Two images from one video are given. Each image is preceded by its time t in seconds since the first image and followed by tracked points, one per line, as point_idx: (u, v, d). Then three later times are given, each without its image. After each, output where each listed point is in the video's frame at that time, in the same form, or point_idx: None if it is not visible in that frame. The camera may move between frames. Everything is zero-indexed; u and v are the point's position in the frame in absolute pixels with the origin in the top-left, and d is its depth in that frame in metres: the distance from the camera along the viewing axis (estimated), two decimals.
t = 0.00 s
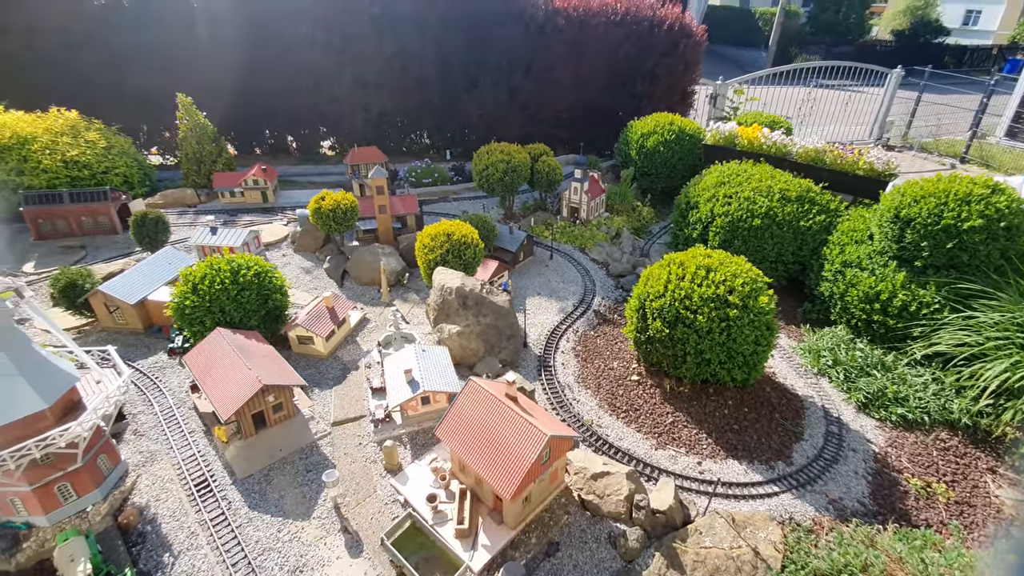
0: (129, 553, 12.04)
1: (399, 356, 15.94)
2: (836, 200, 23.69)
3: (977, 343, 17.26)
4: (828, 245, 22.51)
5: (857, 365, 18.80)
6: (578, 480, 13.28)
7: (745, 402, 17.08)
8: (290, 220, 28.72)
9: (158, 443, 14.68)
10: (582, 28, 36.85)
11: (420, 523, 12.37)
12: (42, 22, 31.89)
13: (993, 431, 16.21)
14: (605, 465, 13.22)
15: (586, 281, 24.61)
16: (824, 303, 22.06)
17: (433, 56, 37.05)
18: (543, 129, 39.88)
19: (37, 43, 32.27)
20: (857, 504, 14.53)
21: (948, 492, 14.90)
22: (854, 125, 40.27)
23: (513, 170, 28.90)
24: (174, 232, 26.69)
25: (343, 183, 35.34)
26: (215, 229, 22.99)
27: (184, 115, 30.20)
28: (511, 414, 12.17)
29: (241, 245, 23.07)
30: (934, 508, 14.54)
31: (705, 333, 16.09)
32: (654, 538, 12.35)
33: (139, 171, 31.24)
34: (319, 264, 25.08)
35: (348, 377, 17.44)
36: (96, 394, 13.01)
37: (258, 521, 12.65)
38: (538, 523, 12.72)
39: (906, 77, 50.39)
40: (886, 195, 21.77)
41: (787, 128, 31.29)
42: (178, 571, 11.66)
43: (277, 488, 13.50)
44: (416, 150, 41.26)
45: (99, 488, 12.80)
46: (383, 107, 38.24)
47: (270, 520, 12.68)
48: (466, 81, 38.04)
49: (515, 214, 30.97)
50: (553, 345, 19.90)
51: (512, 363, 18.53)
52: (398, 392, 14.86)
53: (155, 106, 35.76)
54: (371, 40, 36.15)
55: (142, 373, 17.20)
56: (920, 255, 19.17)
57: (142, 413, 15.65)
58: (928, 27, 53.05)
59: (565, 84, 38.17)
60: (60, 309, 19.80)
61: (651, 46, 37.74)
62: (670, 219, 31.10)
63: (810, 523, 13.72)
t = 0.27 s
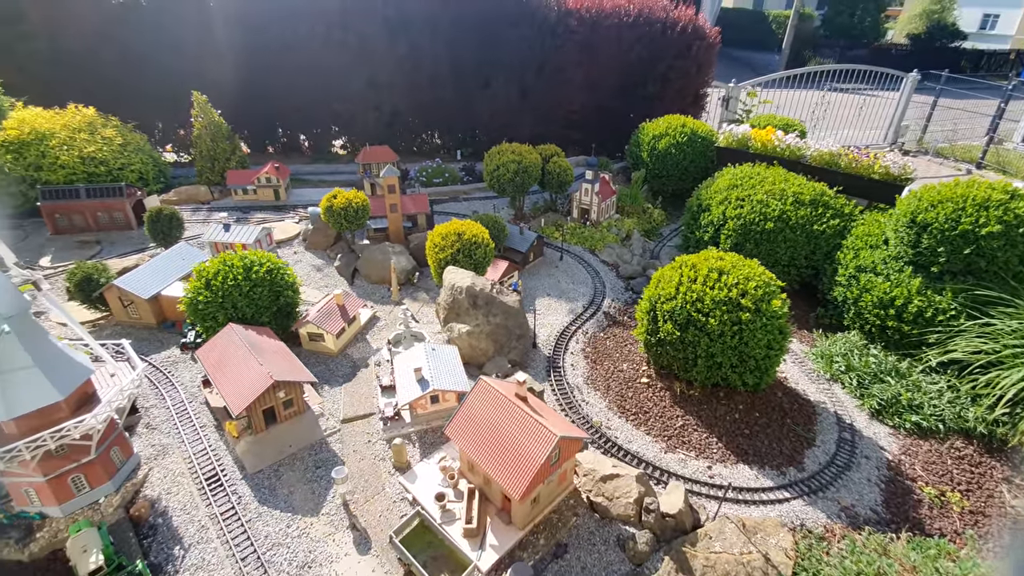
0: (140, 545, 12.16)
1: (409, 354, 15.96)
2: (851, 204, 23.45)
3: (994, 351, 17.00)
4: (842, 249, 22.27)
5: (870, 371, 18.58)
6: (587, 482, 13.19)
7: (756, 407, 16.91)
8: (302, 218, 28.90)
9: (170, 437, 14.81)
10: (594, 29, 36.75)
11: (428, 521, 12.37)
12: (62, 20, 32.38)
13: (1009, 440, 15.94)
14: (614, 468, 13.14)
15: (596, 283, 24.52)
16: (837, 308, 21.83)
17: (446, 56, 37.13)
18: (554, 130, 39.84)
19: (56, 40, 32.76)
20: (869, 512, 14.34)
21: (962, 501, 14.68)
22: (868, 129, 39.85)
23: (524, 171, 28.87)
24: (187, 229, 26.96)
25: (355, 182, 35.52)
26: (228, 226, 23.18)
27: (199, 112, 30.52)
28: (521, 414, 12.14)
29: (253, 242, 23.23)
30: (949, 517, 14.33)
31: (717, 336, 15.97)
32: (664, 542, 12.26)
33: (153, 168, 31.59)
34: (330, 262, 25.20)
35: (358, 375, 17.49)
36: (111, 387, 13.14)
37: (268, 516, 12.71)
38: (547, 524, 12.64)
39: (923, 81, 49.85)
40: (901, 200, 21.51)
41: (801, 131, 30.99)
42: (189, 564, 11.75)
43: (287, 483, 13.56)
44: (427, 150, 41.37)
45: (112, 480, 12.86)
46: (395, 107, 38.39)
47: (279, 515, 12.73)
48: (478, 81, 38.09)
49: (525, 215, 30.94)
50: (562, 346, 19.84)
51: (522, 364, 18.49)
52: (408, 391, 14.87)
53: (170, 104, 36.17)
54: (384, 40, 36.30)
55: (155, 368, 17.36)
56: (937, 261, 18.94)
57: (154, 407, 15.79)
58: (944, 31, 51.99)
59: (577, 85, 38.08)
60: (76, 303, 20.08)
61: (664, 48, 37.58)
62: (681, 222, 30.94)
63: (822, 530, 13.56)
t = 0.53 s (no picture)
0: (148, 538, 12.25)
1: (417, 353, 15.96)
2: (862, 209, 23.28)
3: (1007, 360, 16.80)
4: (853, 255, 22.12)
5: (881, 378, 18.43)
6: (594, 484, 13.14)
7: (764, 412, 16.78)
8: (310, 216, 29.02)
9: (178, 431, 14.90)
10: (605, 31, 36.67)
11: (435, 520, 12.35)
12: (77, 16, 32.70)
13: (1021, 450, 15.73)
14: (621, 470, 13.09)
15: (604, 285, 24.46)
16: (847, 314, 21.68)
17: (456, 57, 37.18)
18: (563, 131, 39.82)
19: (72, 37, 33.10)
20: (878, 520, 14.22)
21: (973, 510, 14.52)
22: (879, 134, 39.62)
23: (533, 171, 28.86)
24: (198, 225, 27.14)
25: (363, 181, 35.64)
26: (238, 223, 23.31)
27: (211, 110, 30.74)
28: (529, 414, 12.12)
29: (263, 239, 23.35)
30: (959, 527, 14.17)
31: (726, 340, 15.88)
32: (670, 546, 12.20)
33: (165, 164, 31.82)
34: (338, 259, 25.28)
35: (365, 373, 17.52)
36: (122, 380, 13.23)
37: (275, 512, 12.75)
38: (553, 525, 12.60)
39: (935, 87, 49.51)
40: (914, 206, 21.33)
41: (812, 135, 30.80)
42: (196, 558, 11.81)
43: (294, 480, 13.60)
44: (436, 150, 41.45)
45: (122, 473, 12.92)
46: (404, 106, 38.49)
47: (286, 511, 12.77)
48: (487, 82, 38.11)
49: (533, 216, 30.92)
50: (569, 347, 19.79)
51: (529, 364, 18.47)
52: (415, 389, 14.87)
53: (182, 101, 36.47)
54: (394, 39, 36.39)
55: (164, 362, 17.48)
56: (950, 267, 18.77)
57: (163, 401, 15.89)
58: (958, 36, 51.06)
59: (586, 87, 38.03)
60: (87, 297, 20.27)
61: (674, 50, 37.48)
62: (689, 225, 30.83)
63: (830, 538, 13.44)
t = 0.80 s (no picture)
0: (153, 535, 12.27)
1: (422, 353, 15.96)
2: (870, 213, 23.16)
3: (1016, 367, 16.68)
4: (861, 259, 22.01)
5: (888, 383, 18.33)
6: (599, 486, 13.09)
7: (770, 416, 16.70)
8: (317, 215, 29.10)
9: (184, 428, 14.95)
10: (612, 33, 36.62)
11: (439, 521, 12.32)
12: (87, 15, 32.94)
13: None
14: (626, 473, 13.03)
15: (609, 287, 24.41)
16: (854, 319, 21.57)
17: (463, 57, 37.21)
18: (569, 132, 39.81)
19: (82, 35, 33.33)
20: (885, 527, 14.13)
21: (980, 518, 14.42)
22: (886, 138, 39.45)
23: (539, 173, 28.85)
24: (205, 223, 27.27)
25: (369, 181, 35.73)
26: (245, 221, 23.39)
27: (219, 108, 30.90)
28: (535, 416, 12.09)
29: (269, 237, 23.43)
30: (966, 534, 14.08)
31: (732, 344, 15.81)
32: (675, 550, 12.14)
33: (173, 162, 31.96)
34: (344, 259, 25.34)
35: (370, 372, 17.53)
36: (129, 376, 13.29)
37: (279, 510, 12.75)
38: (558, 527, 12.56)
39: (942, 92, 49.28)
40: (923, 210, 21.22)
41: (820, 138, 30.68)
42: (201, 555, 11.84)
43: (299, 478, 13.61)
44: (442, 150, 41.51)
45: (127, 469, 13.06)
46: (411, 107, 38.55)
47: (291, 510, 12.78)
48: (494, 83, 38.12)
49: (539, 217, 30.90)
50: (574, 349, 19.76)
51: (534, 366, 18.45)
52: (421, 389, 14.86)
53: (191, 99, 36.66)
54: (401, 40, 36.46)
55: (171, 359, 17.54)
56: (959, 273, 18.65)
57: (169, 398, 15.94)
58: (966, 41, 50.34)
59: (592, 88, 38.00)
60: (95, 293, 20.38)
61: (681, 53, 37.42)
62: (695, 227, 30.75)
63: (837, 544, 13.36)
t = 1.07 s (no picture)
0: (158, 533, 12.28)
1: (427, 354, 15.94)
2: (878, 217, 23.05)
3: None
4: (868, 263, 21.90)
5: (895, 388, 18.22)
6: (604, 489, 13.03)
7: (776, 420, 16.61)
8: (322, 215, 29.16)
9: (190, 426, 14.99)
10: (618, 35, 36.59)
11: (443, 522, 12.32)
12: (96, 15, 33.16)
13: None
14: (631, 476, 12.97)
15: (614, 289, 24.36)
16: (861, 323, 21.46)
17: (468, 58, 37.23)
18: (574, 134, 39.76)
19: (91, 34, 33.54)
20: (892, 533, 14.04)
21: (988, 525, 14.31)
22: (893, 142, 39.30)
23: (545, 174, 28.83)
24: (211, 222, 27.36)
25: (375, 181, 35.79)
26: (251, 221, 23.46)
27: (226, 108, 31.03)
28: (541, 418, 12.04)
29: (275, 237, 23.48)
30: (974, 541, 13.98)
31: (739, 347, 15.73)
32: (681, 554, 12.08)
33: (179, 161, 32.08)
34: (349, 259, 25.36)
35: (375, 372, 17.53)
36: (135, 374, 13.28)
37: (284, 510, 12.76)
38: (562, 530, 12.51)
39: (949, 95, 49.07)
40: (931, 214, 21.11)
41: (827, 141, 30.53)
42: (205, 554, 11.84)
43: (303, 478, 13.61)
44: (447, 151, 41.56)
45: (133, 467, 13.08)
46: (416, 107, 38.61)
47: (295, 509, 12.78)
48: (500, 84, 38.13)
49: (544, 218, 30.89)
50: (579, 351, 19.71)
51: (538, 367, 18.41)
52: (425, 390, 14.84)
53: (198, 99, 36.85)
54: (407, 40, 36.52)
55: (176, 358, 17.58)
56: (967, 278, 18.53)
57: (175, 396, 15.98)
58: (972, 45, 50.47)
59: (598, 90, 37.96)
60: (102, 291, 20.47)
61: (687, 55, 37.36)
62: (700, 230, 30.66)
63: (843, 549, 13.28)
